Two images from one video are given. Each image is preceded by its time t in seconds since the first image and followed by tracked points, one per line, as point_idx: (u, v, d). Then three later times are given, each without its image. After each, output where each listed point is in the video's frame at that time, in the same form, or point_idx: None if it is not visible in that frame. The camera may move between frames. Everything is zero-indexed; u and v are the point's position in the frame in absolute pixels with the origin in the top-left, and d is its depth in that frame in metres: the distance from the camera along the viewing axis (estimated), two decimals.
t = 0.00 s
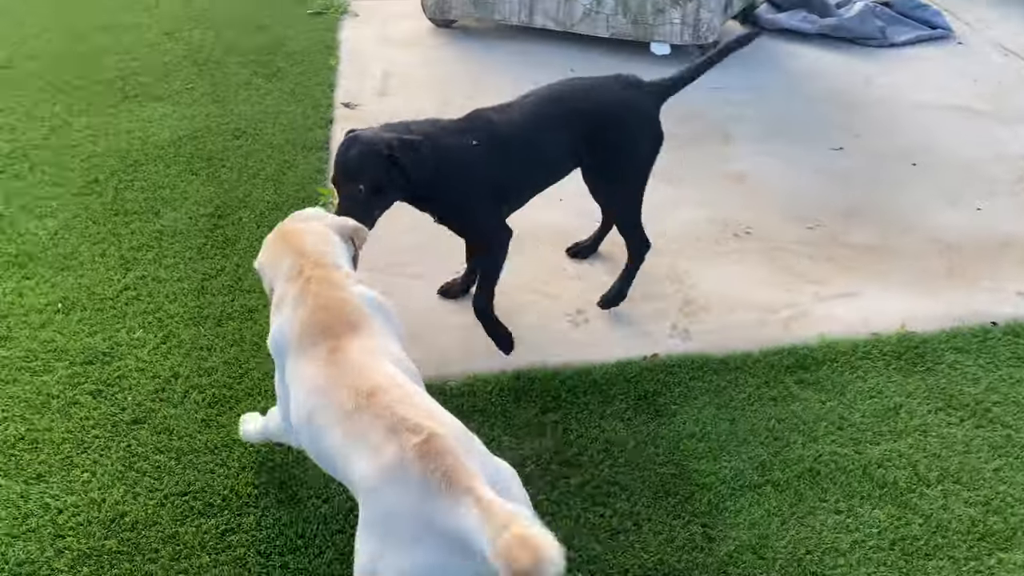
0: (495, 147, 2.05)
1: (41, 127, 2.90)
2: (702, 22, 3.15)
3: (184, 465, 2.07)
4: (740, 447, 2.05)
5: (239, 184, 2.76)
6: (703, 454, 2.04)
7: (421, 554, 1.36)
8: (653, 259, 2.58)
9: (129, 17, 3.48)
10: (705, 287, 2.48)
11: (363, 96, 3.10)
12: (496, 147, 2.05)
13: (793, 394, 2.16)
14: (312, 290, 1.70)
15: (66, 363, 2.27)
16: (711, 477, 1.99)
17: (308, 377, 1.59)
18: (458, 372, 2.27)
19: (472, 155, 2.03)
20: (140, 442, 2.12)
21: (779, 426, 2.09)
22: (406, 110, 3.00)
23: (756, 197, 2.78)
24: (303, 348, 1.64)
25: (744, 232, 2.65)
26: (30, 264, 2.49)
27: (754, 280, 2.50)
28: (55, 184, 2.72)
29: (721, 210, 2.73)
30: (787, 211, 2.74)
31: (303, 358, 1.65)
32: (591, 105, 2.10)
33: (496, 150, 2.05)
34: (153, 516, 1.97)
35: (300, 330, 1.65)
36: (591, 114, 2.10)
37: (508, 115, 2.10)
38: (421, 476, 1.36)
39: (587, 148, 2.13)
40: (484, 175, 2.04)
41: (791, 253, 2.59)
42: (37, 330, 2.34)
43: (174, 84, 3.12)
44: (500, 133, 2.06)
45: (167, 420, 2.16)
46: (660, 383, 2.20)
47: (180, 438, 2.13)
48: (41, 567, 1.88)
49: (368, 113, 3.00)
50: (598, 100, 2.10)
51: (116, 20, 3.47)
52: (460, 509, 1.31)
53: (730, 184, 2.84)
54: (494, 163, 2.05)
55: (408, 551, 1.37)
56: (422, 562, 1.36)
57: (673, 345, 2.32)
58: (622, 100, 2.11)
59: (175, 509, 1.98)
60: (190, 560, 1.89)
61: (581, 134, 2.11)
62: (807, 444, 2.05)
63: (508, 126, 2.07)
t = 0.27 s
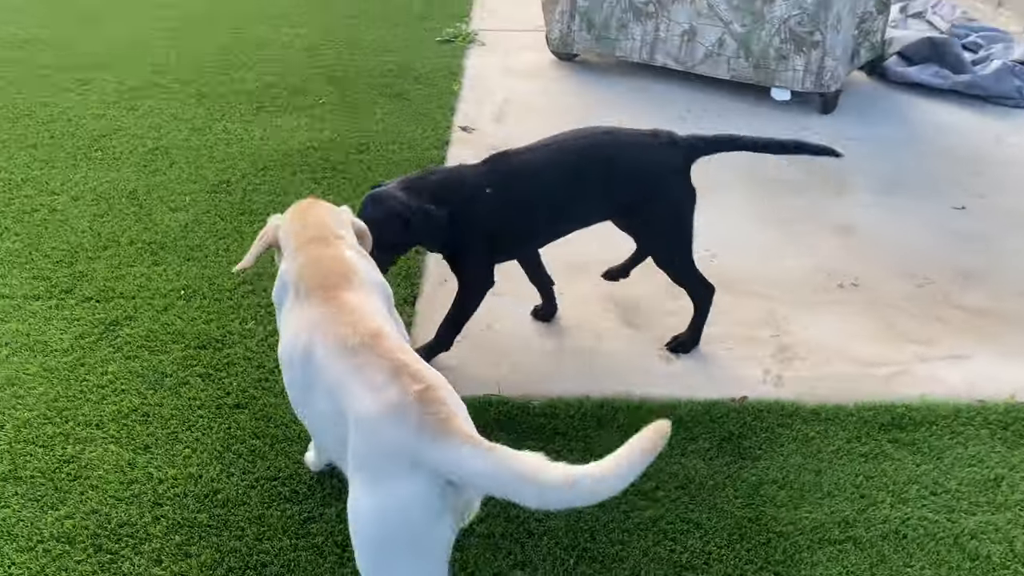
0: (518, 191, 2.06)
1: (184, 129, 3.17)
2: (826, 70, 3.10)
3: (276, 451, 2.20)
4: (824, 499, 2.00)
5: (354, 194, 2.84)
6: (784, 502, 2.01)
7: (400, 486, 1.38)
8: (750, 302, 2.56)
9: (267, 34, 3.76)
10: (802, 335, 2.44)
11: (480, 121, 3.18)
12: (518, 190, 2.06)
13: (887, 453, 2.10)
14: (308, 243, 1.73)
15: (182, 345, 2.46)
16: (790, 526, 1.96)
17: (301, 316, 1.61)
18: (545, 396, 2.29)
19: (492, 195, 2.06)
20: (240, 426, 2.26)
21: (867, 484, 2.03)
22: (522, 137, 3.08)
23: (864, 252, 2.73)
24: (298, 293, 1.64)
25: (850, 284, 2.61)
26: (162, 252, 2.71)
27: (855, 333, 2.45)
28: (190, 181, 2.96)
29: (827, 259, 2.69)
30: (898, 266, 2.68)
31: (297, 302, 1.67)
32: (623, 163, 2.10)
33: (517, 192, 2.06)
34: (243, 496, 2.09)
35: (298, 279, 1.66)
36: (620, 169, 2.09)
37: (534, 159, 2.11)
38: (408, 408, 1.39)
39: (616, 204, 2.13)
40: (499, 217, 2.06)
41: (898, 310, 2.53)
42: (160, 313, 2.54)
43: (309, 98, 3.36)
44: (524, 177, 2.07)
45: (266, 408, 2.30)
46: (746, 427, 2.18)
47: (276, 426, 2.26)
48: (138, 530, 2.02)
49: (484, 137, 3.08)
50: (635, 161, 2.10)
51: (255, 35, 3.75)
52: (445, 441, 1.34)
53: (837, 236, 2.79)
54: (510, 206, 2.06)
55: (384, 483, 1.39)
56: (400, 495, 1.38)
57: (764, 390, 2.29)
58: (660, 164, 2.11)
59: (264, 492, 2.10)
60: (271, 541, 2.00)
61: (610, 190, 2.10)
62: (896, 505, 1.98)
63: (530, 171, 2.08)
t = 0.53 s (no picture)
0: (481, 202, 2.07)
1: (280, 137, 3.33)
2: (923, 112, 2.98)
3: (344, 451, 2.28)
4: (891, 549, 1.95)
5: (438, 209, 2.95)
6: (849, 547, 1.96)
7: (388, 411, 1.45)
8: (828, 341, 2.49)
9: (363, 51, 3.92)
10: (880, 379, 2.38)
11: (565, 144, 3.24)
12: (483, 202, 2.07)
13: (965, 508, 2.02)
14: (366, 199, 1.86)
15: (263, 342, 2.58)
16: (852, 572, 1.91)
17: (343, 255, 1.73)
18: (610, 420, 2.29)
19: (452, 208, 2.06)
20: (312, 423, 2.35)
21: (939, 537, 1.96)
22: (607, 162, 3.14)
23: (956, 297, 2.61)
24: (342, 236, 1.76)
25: (936, 330, 2.50)
26: (252, 253, 2.84)
27: (939, 382, 2.36)
28: (283, 188, 3.10)
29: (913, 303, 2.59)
30: (989, 314, 2.55)
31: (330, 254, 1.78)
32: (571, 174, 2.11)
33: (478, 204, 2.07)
34: (309, 490, 2.17)
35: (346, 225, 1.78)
36: (571, 180, 2.11)
37: (489, 169, 2.11)
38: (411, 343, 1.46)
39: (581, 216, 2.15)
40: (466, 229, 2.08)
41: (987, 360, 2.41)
42: (246, 310, 2.66)
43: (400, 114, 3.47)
44: (484, 187, 2.08)
45: (338, 408, 2.40)
46: (815, 467, 2.13)
47: (346, 425, 2.35)
48: (209, 514, 2.12)
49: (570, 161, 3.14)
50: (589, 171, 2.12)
51: (351, 53, 3.91)
52: (436, 379, 1.41)
53: (927, 279, 2.68)
54: (474, 219, 2.08)
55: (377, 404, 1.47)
56: (388, 421, 1.45)
57: (836, 431, 2.24)
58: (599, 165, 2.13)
59: (329, 488, 2.18)
60: (332, 537, 2.06)
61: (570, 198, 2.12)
62: (968, 562, 1.91)
63: (487, 182, 2.09)
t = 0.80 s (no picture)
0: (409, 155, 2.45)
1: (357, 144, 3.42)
2: (1007, 141, 2.83)
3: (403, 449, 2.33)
4: None
5: (507, 221, 3.05)
6: None
7: (436, 391, 1.51)
8: (895, 369, 2.42)
9: (441, 61, 4.01)
10: (949, 410, 2.30)
11: (633, 160, 3.30)
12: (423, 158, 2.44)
13: None
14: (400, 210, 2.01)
15: (332, 339, 2.63)
16: None
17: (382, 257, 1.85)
18: (668, 434, 2.30)
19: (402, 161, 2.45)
20: (374, 421, 2.41)
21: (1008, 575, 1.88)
22: (674, 179, 3.19)
23: None
24: (374, 240, 1.91)
25: (1010, 363, 2.40)
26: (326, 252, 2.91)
27: (1013, 416, 2.26)
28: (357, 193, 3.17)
29: (987, 334, 2.49)
30: None
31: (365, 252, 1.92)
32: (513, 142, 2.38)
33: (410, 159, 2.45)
34: (368, 485, 2.22)
35: (382, 231, 1.90)
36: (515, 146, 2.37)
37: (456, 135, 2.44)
38: (457, 325, 1.56)
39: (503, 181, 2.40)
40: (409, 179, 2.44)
41: None
42: (316, 308, 2.71)
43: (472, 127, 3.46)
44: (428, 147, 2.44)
45: (399, 407, 2.44)
46: (875, 494, 2.08)
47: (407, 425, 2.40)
48: (272, 501, 2.18)
49: (636, 177, 3.20)
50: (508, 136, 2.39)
51: (427, 64, 3.99)
52: (483, 354, 1.49)
53: (1003, 312, 2.56)
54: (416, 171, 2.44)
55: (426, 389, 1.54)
56: (437, 400, 1.51)
57: (900, 460, 2.18)
58: (524, 138, 2.37)
59: (387, 484, 2.22)
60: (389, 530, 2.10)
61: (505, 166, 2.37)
62: None
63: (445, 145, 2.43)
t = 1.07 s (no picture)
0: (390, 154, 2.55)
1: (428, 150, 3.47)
2: None
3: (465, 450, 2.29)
4: None
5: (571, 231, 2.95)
6: None
7: (465, 379, 1.50)
8: (970, 397, 2.35)
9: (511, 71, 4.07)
10: None
11: (704, 174, 3.29)
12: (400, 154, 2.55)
13: None
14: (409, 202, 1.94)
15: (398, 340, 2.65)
16: None
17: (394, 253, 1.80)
18: (730, 451, 2.28)
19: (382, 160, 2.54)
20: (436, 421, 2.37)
21: None
22: (745, 195, 3.18)
23: None
24: (382, 237, 1.86)
25: None
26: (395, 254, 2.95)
27: None
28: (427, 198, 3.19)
29: None
30: None
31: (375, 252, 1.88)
32: (484, 128, 2.57)
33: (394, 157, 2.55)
34: (430, 484, 2.18)
35: (393, 227, 1.85)
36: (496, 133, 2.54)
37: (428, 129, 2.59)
38: (476, 315, 1.52)
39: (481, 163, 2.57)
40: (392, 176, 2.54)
41: None
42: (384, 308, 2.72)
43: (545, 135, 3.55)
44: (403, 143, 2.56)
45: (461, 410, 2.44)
46: (945, 523, 2.02)
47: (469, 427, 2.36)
48: (337, 493, 2.15)
49: (707, 190, 3.19)
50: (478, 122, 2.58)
51: (497, 74, 4.03)
52: (504, 340, 1.44)
53: None
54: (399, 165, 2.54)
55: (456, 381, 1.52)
56: (465, 388, 1.50)
57: (972, 490, 2.11)
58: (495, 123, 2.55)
59: (449, 483, 2.19)
60: (449, 529, 2.06)
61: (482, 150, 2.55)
62: None
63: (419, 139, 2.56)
